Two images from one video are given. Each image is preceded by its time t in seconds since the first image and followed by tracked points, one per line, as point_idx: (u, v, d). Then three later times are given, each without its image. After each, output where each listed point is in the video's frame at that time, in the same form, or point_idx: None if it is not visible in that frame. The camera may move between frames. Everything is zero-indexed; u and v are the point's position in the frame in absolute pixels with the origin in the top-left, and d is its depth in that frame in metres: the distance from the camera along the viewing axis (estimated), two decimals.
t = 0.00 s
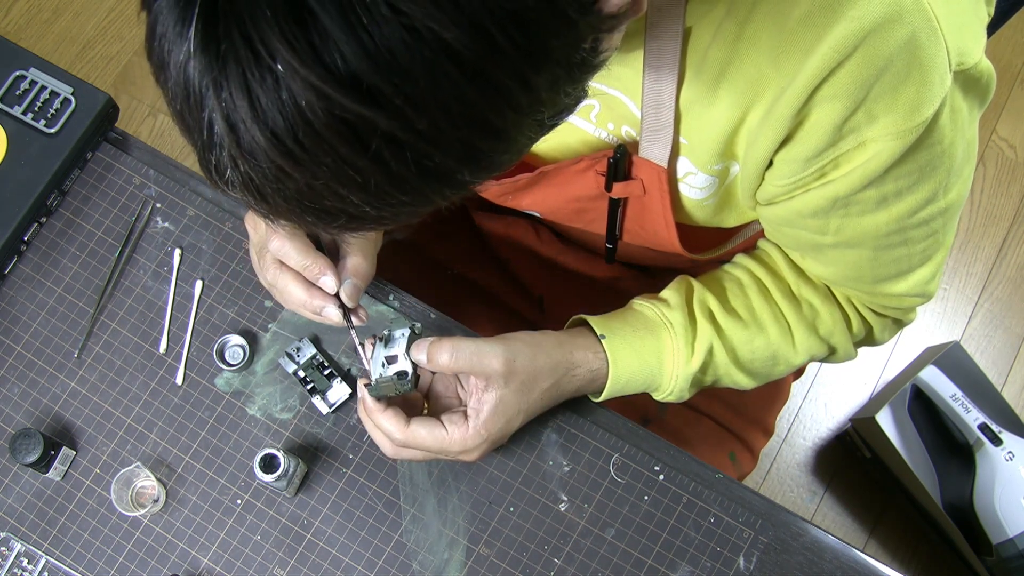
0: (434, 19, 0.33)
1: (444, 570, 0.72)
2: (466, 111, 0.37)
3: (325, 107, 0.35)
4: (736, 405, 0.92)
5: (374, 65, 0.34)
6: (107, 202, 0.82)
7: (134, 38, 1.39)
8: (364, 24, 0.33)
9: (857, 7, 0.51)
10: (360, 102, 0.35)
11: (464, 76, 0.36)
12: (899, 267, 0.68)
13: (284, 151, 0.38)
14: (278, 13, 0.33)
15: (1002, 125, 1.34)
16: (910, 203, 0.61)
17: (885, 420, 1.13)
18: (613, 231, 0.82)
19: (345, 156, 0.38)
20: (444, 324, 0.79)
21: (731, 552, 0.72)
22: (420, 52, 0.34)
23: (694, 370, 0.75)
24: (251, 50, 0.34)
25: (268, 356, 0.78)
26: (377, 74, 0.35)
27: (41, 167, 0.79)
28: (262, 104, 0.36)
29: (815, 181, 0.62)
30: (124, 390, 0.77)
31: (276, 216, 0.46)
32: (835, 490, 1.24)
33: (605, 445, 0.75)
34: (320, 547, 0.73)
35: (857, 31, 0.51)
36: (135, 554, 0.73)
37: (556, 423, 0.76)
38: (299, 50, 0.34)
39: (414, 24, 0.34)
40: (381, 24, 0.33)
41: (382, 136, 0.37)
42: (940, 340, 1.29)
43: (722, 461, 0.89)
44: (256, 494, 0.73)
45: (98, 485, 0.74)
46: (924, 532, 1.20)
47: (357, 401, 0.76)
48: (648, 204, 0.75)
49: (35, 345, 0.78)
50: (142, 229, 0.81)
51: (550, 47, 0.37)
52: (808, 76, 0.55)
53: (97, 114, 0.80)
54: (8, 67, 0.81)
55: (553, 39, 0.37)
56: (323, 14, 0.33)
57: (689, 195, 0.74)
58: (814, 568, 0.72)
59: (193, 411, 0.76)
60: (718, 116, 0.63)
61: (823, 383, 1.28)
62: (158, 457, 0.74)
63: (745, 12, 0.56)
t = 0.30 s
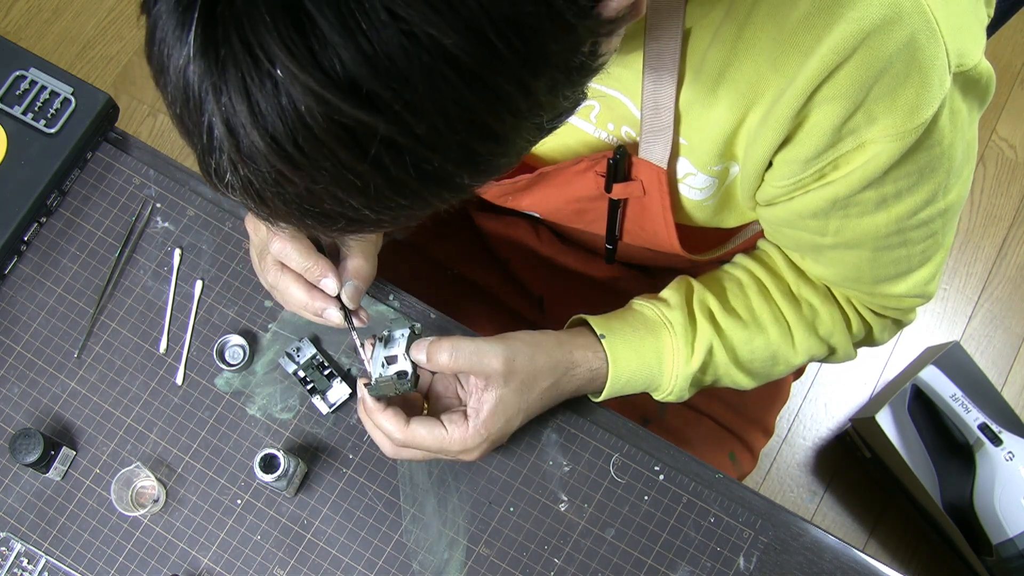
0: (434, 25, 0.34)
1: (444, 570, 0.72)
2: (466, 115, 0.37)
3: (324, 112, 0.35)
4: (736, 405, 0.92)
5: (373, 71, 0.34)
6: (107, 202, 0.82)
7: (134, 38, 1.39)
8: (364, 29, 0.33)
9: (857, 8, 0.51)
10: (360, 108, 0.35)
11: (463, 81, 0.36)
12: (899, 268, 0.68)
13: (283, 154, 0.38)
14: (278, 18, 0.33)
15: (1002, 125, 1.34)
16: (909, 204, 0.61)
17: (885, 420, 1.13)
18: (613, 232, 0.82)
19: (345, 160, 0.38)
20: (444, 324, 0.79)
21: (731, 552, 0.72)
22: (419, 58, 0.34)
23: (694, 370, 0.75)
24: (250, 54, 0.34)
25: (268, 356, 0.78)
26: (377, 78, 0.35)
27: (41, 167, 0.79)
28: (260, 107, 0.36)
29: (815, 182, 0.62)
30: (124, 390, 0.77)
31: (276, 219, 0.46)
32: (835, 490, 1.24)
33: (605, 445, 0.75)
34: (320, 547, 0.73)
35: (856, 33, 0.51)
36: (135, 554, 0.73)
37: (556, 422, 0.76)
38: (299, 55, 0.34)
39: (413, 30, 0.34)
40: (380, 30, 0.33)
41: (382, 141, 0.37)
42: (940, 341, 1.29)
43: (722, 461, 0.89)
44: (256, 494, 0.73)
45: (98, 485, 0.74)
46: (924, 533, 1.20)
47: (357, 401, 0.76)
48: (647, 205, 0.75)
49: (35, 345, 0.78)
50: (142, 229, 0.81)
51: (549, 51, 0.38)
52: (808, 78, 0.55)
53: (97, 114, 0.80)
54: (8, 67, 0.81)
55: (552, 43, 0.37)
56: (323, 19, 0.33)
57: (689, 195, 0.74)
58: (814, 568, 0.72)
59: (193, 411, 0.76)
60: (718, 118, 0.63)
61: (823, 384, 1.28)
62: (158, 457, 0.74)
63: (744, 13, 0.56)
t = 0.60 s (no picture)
0: (434, 28, 0.34)
1: (444, 570, 0.72)
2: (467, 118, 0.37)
3: (325, 115, 0.35)
4: (736, 405, 0.92)
5: (373, 74, 0.34)
6: (107, 202, 0.82)
7: (134, 38, 1.39)
8: (364, 32, 0.33)
9: (857, 9, 0.51)
10: (361, 111, 0.35)
11: (465, 84, 0.36)
12: (899, 268, 0.68)
13: (284, 156, 0.38)
14: (279, 20, 0.33)
15: (1002, 125, 1.34)
16: (909, 205, 0.61)
17: (885, 420, 1.13)
18: (613, 232, 0.82)
19: (345, 163, 0.38)
20: (444, 324, 0.79)
21: (731, 552, 0.72)
22: (420, 61, 0.34)
23: (694, 370, 0.75)
24: (251, 57, 0.34)
25: (268, 356, 0.78)
26: (378, 80, 0.35)
27: (41, 167, 0.79)
28: (261, 109, 0.36)
29: (815, 183, 0.62)
30: (124, 390, 0.77)
31: (277, 221, 0.46)
32: (835, 490, 1.24)
33: (605, 445, 0.75)
34: (320, 546, 0.73)
35: (856, 34, 0.51)
36: (135, 554, 0.73)
37: (556, 422, 0.76)
38: (300, 58, 0.34)
39: (414, 33, 0.34)
40: (381, 33, 0.33)
41: (383, 144, 0.37)
42: (940, 341, 1.29)
43: (722, 461, 0.89)
44: (256, 494, 0.73)
45: (98, 485, 0.74)
46: (924, 532, 1.20)
47: (357, 401, 0.76)
48: (648, 205, 0.75)
49: (35, 345, 0.78)
50: (142, 229, 0.81)
51: (549, 54, 0.37)
52: (808, 78, 0.55)
53: (97, 114, 0.80)
54: (8, 67, 0.81)
55: (552, 45, 0.37)
56: (323, 23, 0.33)
57: (689, 195, 0.74)
58: (814, 568, 0.72)
59: (193, 411, 0.76)
60: (718, 119, 0.63)
61: (823, 383, 1.28)
62: (158, 457, 0.74)
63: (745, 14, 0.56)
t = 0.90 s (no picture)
0: (435, 30, 0.34)
1: (444, 570, 0.72)
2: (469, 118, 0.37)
3: (325, 116, 0.35)
4: (736, 405, 0.92)
5: (374, 75, 0.34)
6: (107, 202, 0.82)
7: (134, 38, 1.39)
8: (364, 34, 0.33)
9: (857, 10, 0.51)
10: (362, 112, 0.36)
11: (465, 86, 0.36)
12: (899, 268, 0.68)
13: (283, 158, 0.38)
14: (279, 22, 0.33)
15: (1002, 125, 1.34)
16: (909, 205, 0.61)
17: (885, 420, 1.13)
18: (613, 232, 0.82)
19: (346, 164, 0.38)
20: (444, 324, 0.79)
21: (731, 552, 0.72)
22: (420, 63, 0.34)
23: (694, 370, 0.75)
24: (251, 58, 0.34)
25: (268, 356, 0.78)
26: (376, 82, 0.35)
27: (40, 167, 0.79)
28: (261, 111, 0.36)
29: (815, 183, 0.62)
30: (124, 390, 0.77)
31: (277, 222, 0.46)
32: (834, 490, 1.24)
33: (605, 445, 0.75)
34: (320, 547, 0.73)
35: (856, 34, 0.51)
36: (135, 554, 0.73)
37: (556, 423, 0.76)
38: (300, 60, 0.34)
39: (415, 35, 0.34)
40: (381, 35, 0.33)
41: (383, 145, 0.37)
42: (940, 341, 1.29)
43: (722, 461, 0.89)
44: (256, 494, 0.73)
45: (98, 485, 0.74)
46: (923, 532, 1.20)
47: (357, 401, 0.76)
48: (648, 205, 0.75)
49: (35, 345, 0.78)
50: (142, 229, 0.81)
51: (550, 55, 0.38)
52: (808, 78, 0.55)
53: (97, 114, 0.80)
54: (8, 67, 0.81)
55: (552, 47, 0.37)
56: (324, 25, 0.33)
57: (689, 195, 0.74)
58: (814, 568, 0.72)
59: (193, 411, 0.76)
60: (718, 119, 0.63)
61: (823, 384, 1.28)
62: (158, 457, 0.74)
63: (745, 15, 0.56)
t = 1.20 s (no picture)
0: (434, 34, 0.34)
1: (444, 570, 0.72)
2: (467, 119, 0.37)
3: (325, 119, 0.35)
4: (736, 404, 0.92)
5: (374, 78, 0.35)
6: (107, 202, 0.82)
7: (134, 38, 1.39)
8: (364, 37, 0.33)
9: (857, 10, 0.51)
10: (361, 114, 0.36)
11: (465, 89, 0.36)
12: (898, 268, 0.68)
13: (282, 159, 0.38)
14: (278, 25, 0.33)
15: (1002, 125, 1.34)
16: (909, 205, 0.61)
17: (885, 420, 1.14)
18: (613, 232, 0.81)
19: (345, 166, 0.38)
20: (444, 324, 0.79)
21: (731, 552, 0.72)
22: (420, 66, 0.34)
23: (694, 369, 0.75)
24: (250, 61, 0.34)
25: (268, 356, 0.78)
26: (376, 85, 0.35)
27: (40, 167, 0.79)
28: (261, 113, 0.36)
29: (815, 183, 0.62)
30: (124, 390, 0.77)
31: (276, 223, 0.46)
32: (834, 490, 1.24)
33: (605, 445, 0.75)
34: (320, 546, 0.73)
35: (856, 35, 0.51)
36: (135, 554, 0.73)
37: (556, 423, 0.76)
38: (299, 63, 0.34)
39: (414, 39, 0.34)
40: (381, 38, 0.33)
41: (382, 147, 0.37)
42: (940, 341, 1.29)
43: (722, 461, 0.89)
44: (256, 494, 0.73)
45: (98, 485, 0.74)
46: (923, 532, 1.20)
47: (357, 401, 0.76)
48: (648, 205, 0.75)
49: (36, 345, 0.78)
50: (142, 229, 0.81)
51: (549, 58, 0.38)
52: (808, 79, 0.55)
53: (96, 114, 0.80)
54: (8, 67, 0.81)
55: (552, 50, 0.37)
56: (323, 28, 0.33)
57: (689, 196, 0.74)
58: (814, 568, 0.72)
59: (193, 411, 0.76)
60: (718, 120, 0.63)
61: (823, 384, 1.28)
62: (158, 457, 0.74)
63: (745, 15, 0.56)
